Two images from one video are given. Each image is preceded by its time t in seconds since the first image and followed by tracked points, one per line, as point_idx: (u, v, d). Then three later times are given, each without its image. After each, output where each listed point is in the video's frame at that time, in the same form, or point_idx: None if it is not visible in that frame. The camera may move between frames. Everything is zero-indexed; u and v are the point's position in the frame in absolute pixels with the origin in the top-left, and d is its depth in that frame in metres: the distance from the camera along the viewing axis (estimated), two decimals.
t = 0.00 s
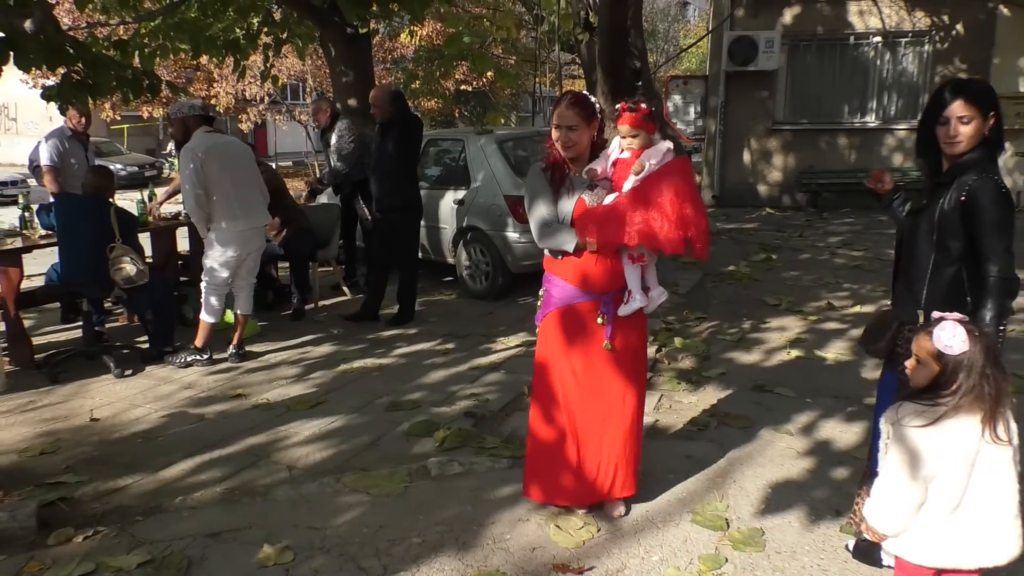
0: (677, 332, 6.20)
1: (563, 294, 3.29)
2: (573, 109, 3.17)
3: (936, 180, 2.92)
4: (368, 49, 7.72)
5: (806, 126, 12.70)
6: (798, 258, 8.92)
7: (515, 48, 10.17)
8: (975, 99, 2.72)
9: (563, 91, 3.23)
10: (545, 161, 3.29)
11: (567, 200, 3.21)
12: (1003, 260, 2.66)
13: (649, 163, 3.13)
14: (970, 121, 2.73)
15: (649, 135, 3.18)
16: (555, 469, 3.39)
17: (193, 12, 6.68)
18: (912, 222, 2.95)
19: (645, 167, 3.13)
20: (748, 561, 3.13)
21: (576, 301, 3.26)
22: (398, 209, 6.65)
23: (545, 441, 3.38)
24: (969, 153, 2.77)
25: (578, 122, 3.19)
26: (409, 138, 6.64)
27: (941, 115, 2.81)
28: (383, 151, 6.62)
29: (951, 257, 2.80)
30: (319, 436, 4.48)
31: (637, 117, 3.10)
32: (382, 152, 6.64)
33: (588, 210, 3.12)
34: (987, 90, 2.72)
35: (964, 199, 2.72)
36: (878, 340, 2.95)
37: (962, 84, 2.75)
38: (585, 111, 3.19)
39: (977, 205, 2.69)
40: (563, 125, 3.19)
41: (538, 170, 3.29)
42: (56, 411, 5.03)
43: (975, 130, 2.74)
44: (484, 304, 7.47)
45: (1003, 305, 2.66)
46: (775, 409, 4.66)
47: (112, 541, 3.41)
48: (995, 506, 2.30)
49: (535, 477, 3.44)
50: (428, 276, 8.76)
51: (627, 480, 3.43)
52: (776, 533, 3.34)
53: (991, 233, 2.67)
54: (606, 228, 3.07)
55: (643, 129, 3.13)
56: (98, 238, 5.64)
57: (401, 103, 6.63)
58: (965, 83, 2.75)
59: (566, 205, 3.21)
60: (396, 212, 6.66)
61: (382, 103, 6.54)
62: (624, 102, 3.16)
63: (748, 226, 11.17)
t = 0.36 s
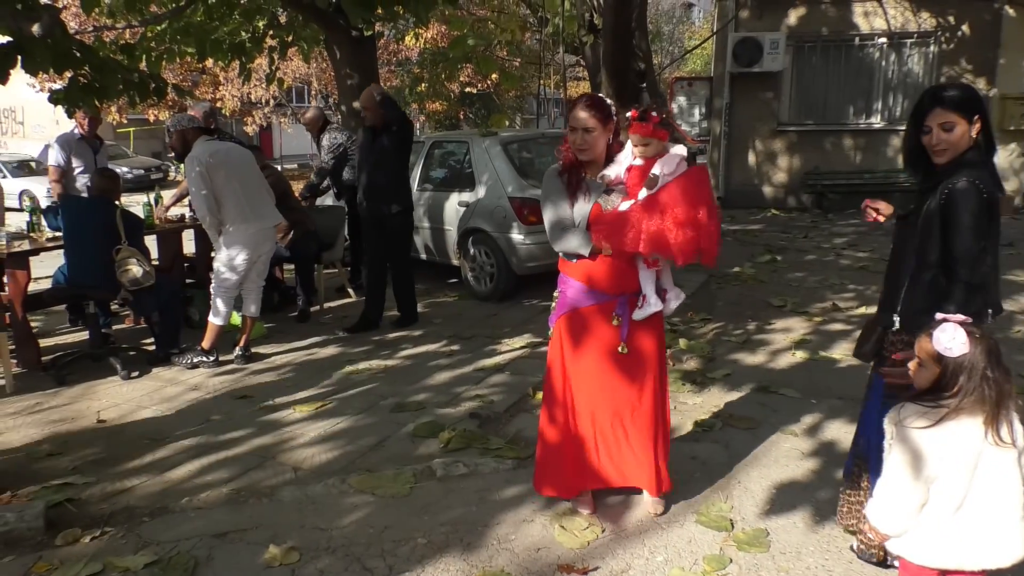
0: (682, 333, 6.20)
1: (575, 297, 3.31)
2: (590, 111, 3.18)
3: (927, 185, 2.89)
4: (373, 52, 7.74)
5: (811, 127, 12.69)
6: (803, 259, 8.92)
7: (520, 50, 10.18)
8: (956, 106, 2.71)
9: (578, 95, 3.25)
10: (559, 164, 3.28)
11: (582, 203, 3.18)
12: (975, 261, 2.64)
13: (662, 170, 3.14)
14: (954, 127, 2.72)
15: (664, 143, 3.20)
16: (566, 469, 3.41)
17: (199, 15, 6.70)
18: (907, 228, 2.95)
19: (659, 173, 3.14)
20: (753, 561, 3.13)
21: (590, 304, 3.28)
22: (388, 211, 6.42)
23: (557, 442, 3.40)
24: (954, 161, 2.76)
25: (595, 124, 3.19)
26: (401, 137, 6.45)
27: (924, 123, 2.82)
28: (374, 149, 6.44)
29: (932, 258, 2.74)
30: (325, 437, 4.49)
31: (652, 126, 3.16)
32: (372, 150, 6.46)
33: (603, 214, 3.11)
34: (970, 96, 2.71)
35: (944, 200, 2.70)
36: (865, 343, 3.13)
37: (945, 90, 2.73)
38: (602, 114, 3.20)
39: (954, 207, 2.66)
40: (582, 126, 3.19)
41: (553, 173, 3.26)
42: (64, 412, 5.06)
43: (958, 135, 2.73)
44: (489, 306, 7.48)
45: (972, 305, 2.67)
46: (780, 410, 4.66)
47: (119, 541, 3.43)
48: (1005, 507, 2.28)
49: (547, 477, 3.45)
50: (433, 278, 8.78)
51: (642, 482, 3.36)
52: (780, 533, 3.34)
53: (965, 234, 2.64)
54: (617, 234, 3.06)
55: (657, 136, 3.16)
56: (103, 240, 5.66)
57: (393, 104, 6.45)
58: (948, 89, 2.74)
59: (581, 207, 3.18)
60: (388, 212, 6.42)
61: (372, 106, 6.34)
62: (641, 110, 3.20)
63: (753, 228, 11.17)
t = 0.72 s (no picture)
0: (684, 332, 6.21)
1: (595, 297, 3.35)
2: (616, 110, 3.17)
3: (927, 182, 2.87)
4: (375, 52, 7.75)
5: (814, 127, 12.69)
6: (806, 258, 8.92)
7: (522, 50, 10.19)
8: (951, 105, 2.66)
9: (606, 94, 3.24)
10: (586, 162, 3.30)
11: (605, 205, 3.20)
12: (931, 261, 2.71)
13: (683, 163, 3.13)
14: (943, 124, 2.68)
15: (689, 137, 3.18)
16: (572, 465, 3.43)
17: (202, 15, 6.71)
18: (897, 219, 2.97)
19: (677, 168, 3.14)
20: (755, 559, 3.14)
21: (609, 304, 3.30)
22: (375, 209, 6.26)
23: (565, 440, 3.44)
24: (945, 160, 2.71)
25: (621, 123, 3.18)
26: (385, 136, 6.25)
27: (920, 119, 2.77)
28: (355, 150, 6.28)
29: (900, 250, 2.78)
30: (328, 436, 4.51)
31: (676, 117, 3.13)
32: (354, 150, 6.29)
33: (626, 212, 3.14)
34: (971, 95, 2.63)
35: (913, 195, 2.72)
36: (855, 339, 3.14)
37: (948, 89, 2.66)
38: (630, 112, 3.18)
39: (914, 205, 2.71)
40: (606, 126, 3.18)
41: (580, 176, 3.31)
42: (68, 412, 5.08)
43: (946, 135, 2.69)
44: (491, 305, 7.49)
45: (931, 299, 2.77)
46: (783, 409, 4.66)
47: (123, 540, 3.44)
48: (1007, 503, 2.28)
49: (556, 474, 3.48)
50: (436, 278, 8.80)
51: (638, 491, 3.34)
52: (783, 531, 3.35)
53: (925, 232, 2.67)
54: (633, 232, 3.11)
55: (681, 128, 3.14)
56: (106, 240, 5.68)
57: (378, 103, 6.26)
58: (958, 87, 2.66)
59: (606, 207, 3.21)
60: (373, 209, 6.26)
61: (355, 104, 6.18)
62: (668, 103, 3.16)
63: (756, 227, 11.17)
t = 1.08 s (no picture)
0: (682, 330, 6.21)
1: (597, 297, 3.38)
2: (632, 107, 3.17)
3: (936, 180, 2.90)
4: (373, 50, 7.75)
5: (812, 125, 12.69)
6: (803, 256, 8.93)
7: (520, 47, 10.19)
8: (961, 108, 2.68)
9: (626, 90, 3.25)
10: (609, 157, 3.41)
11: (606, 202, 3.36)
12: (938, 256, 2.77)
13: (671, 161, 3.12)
14: (951, 129, 2.71)
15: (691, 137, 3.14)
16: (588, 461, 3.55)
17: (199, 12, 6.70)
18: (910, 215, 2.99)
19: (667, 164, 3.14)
20: (752, 555, 3.15)
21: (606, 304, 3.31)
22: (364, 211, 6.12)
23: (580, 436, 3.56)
24: (956, 164, 2.75)
25: (634, 121, 3.19)
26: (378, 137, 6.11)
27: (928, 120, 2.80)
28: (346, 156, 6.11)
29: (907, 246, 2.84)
30: (325, 433, 4.51)
31: (675, 115, 3.10)
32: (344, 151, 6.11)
33: (619, 206, 3.23)
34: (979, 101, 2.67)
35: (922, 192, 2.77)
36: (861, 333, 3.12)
37: (958, 92, 2.69)
38: (642, 111, 3.18)
39: (926, 203, 2.74)
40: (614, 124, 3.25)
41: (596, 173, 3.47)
42: (66, 410, 5.07)
43: (955, 136, 2.71)
44: (489, 303, 7.49)
45: (936, 295, 2.80)
46: (780, 406, 4.67)
47: (121, 537, 3.44)
48: (1004, 500, 2.28)
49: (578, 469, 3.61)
50: (433, 275, 8.81)
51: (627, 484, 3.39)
52: (780, 527, 3.35)
53: (932, 233, 2.72)
54: (619, 226, 3.17)
55: (677, 125, 3.10)
56: (101, 238, 5.66)
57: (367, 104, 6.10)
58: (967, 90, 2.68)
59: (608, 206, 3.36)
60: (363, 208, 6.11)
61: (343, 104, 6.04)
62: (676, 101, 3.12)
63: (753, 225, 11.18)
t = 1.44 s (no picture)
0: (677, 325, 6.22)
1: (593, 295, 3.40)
2: (631, 101, 3.17)
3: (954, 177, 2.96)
4: (367, 45, 7.74)
5: (806, 119, 12.71)
6: (798, 250, 8.94)
7: (514, 42, 10.19)
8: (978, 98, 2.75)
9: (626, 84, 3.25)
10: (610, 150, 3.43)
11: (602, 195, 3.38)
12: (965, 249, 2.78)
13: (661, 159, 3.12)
14: (971, 119, 2.77)
15: (680, 133, 3.12)
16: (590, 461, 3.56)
17: (192, 7, 6.67)
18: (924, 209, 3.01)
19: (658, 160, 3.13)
20: (747, 549, 3.16)
21: (602, 300, 3.34)
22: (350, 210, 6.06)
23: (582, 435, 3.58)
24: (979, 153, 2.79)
25: (635, 116, 3.19)
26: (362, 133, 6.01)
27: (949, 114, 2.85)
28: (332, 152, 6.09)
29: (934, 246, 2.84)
30: (321, 430, 4.50)
31: (663, 111, 3.08)
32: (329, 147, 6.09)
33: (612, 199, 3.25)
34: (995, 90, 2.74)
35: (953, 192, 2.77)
36: (891, 326, 3.14)
37: (978, 82, 2.74)
38: (642, 105, 3.18)
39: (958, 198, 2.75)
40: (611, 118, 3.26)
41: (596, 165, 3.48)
42: (61, 407, 5.06)
43: (977, 127, 2.76)
44: (484, 298, 7.49)
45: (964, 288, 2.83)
46: (775, 400, 4.68)
47: (117, 534, 3.44)
48: (994, 492, 2.29)
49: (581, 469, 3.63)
50: (429, 270, 8.80)
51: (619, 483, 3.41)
52: (775, 521, 3.36)
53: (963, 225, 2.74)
54: (610, 222, 3.18)
55: (664, 120, 3.08)
56: (94, 235, 5.64)
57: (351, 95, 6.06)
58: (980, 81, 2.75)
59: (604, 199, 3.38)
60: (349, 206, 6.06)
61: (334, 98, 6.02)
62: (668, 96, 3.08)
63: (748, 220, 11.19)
